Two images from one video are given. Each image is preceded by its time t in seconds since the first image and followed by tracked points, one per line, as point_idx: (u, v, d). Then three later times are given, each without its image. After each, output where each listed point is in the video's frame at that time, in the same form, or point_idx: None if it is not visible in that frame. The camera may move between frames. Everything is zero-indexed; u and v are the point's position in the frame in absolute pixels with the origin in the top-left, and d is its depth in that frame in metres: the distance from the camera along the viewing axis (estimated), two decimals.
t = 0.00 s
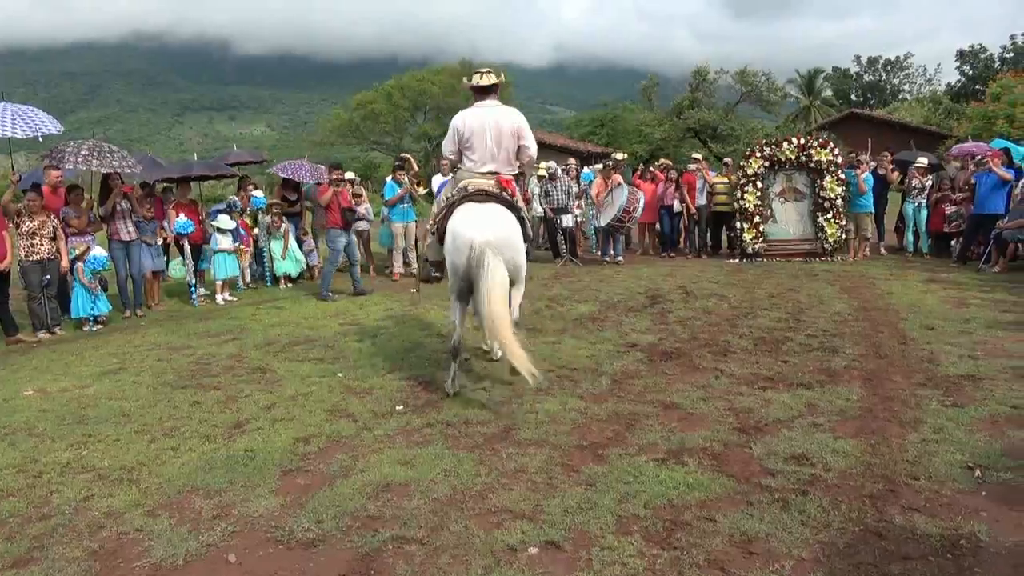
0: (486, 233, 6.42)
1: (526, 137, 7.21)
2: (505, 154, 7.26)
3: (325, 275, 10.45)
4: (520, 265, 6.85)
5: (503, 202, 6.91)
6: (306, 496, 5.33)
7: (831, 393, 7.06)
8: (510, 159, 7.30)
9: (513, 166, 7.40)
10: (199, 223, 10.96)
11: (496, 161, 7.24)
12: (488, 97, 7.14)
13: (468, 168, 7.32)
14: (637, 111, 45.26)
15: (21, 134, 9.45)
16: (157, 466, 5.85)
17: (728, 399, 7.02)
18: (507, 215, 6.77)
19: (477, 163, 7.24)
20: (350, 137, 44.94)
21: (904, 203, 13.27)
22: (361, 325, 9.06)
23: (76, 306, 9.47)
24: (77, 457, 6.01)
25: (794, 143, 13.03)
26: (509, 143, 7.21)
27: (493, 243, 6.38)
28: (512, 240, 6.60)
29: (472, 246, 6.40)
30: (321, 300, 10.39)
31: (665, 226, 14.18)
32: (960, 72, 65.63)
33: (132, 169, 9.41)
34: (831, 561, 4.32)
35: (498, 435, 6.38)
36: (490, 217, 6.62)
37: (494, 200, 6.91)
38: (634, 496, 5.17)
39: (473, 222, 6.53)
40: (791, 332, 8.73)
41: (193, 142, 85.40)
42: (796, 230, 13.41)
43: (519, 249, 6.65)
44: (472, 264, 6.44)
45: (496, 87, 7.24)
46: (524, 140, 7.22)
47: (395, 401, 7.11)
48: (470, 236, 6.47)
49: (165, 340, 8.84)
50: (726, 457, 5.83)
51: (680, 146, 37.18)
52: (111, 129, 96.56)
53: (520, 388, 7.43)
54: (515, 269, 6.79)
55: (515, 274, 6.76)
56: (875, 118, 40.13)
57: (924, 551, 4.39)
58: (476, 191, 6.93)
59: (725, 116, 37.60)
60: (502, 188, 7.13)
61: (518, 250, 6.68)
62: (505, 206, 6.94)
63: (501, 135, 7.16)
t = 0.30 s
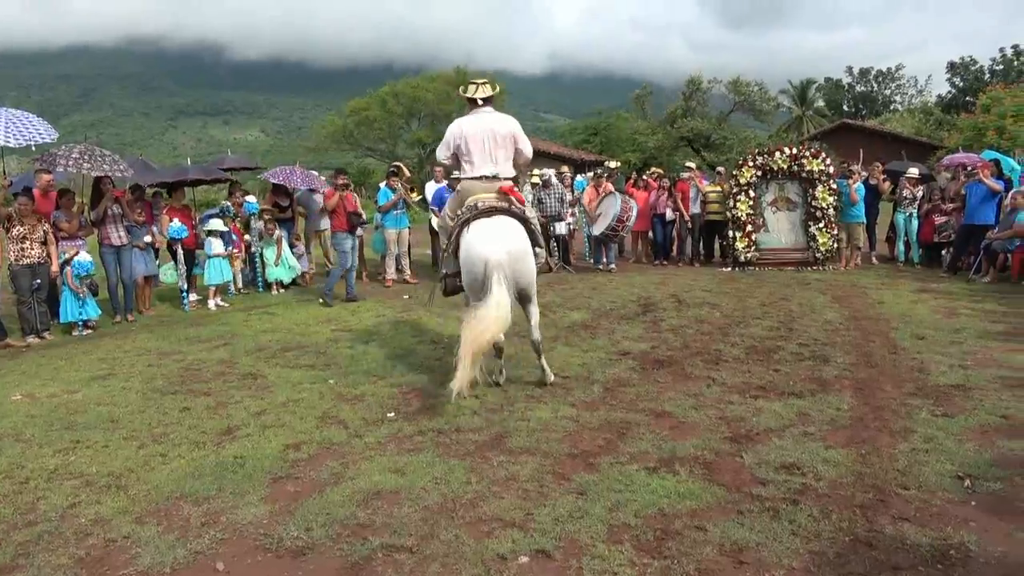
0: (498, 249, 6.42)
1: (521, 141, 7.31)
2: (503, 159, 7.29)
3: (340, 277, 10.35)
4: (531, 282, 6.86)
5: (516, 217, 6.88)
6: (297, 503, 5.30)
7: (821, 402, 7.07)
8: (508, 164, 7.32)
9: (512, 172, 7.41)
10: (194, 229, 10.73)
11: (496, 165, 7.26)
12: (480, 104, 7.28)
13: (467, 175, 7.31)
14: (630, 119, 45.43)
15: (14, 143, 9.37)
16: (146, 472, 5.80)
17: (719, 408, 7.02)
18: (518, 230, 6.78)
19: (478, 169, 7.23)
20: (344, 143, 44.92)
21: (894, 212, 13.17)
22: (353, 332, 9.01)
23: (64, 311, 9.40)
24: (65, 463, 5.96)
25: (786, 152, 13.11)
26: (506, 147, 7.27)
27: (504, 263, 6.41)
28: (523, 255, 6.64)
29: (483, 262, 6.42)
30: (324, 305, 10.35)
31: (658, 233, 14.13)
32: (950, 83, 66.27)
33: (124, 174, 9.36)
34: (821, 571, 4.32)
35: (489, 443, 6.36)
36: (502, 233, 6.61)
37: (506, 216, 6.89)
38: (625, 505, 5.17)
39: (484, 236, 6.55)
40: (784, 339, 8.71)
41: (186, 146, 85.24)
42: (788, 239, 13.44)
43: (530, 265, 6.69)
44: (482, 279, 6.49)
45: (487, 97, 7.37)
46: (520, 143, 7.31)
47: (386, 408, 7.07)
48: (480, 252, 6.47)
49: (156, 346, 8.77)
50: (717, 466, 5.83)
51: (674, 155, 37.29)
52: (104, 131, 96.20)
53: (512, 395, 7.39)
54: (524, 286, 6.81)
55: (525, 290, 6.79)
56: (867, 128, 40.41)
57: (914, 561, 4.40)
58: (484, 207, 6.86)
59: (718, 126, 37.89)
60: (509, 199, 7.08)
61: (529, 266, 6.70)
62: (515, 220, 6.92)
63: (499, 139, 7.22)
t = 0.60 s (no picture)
0: (495, 232, 6.06)
1: (504, 138, 6.84)
2: (484, 156, 6.90)
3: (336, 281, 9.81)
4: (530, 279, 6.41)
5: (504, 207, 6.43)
6: (273, 524, 4.85)
7: (832, 416, 6.62)
8: (490, 161, 6.94)
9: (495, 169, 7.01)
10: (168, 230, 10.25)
11: (475, 163, 6.90)
12: (464, 97, 6.88)
13: (448, 169, 7.00)
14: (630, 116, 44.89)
15: None
16: (112, 491, 5.35)
17: (725, 422, 6.57)
18: (512, 218, 6.38)
19: (456, 165, 6.91)
20: (329, 140, 44.09)
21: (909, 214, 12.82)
22: (337, 340, 8.53)
23: (24, 317, 8.83)
24: (23, 482, 5.49)
25: (795, 151, 12.56)
26: (487, 144, 6.86)
27: (500, 250, 6.01)
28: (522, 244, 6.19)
29: (481, 246, 6.05)
30: (330, 305, 9.92)
31: (659, 236, 13.49)
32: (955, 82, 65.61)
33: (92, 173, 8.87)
34: None
35: (480, 460, 5.89)
36: (499, 222, 6.20)
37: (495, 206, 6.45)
38: (624, 525, 4.73)
39: (475, 222, 6.20)
40: (792, 349, 8.25)
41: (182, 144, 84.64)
42: (796, 243, 12.89)
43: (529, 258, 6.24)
44: (480, 265, 6.13)
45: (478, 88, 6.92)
46: (502, 140, 6.85)
47: (370, 422, 6.58)
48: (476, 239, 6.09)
49: (125, 356, 8.20)
50: (722, 485, 5.39)
51: (676, 153, 36.67)
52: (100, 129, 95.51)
53: (504, 407, 6.89)
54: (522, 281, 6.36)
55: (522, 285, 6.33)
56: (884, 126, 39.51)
57: None
58: (470, 198, 6.45)
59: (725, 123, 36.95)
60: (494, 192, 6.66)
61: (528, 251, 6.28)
62: (507, 211, 6.45)
63: (479, 135, 6.82)
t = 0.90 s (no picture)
0: (469, 246, 5.51)
1: (504, 131, 6.20)
2: (480, 151, 6.26)
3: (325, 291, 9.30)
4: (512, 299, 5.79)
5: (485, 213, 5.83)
6: (241, 558, 4.30)
7: (853, 438, 6.03)
8: (487, 157, 6.29)
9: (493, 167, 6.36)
10: (127, 234, 9.39)
11: (470, 158, 6.26)
12: (462, 88, 6.30)
13: (442, 165, 6.36)
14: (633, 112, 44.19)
15: None
16: (63, 523, 4.77)
17: (737, 445, 5.97)
18: (496, 230, 5.79)
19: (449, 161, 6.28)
20: (304, 135, 41.16)
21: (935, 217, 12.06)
22: (315, 354, 7.94)
23: None
24: None
25: (812, 150, 11.79)
26: (484, 137, 6.22)
27: (471, 266, 5.47)
28: (500, 260, 5.59)
29: (451, 260, 5.53)
30: (308, 316, 9.39)
31: (665, 241, 12.74)
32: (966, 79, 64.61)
33: (45, 170, 8.19)
34: None
35: (470, 486, 5.28)
36: (478, 233, 5.64)
37: (475, 212, 5.85)
38: (626, 559, 4.21)
39: (453, 231, 5.66)
40: (809, 365, 7.62)
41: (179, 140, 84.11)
42: (814, 249, 12.05)
43: (508, 278, 5.63)
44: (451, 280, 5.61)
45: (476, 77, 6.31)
46: (501, 134, 6.20)
47: (350, 445, 5.96)
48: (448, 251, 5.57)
49: (81, 373, 7.52)
50: (733, 512, 4.83)
51: (682, 151, 35.95)
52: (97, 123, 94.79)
53: (496, 429, 6.27)
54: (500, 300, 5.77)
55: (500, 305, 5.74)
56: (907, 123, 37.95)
57: None
58: (450, 205, 5.90)
59: (737, 118, 35.93)
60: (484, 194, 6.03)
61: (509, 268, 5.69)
62: (489, 218, 5.86)
63: (475, 128, 6.20)
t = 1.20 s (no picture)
0: (456, 259, 5.09)
1: (511, 148, 5.73)
2: (486, 169, 5.76)
3: (307, 304, 8.75)
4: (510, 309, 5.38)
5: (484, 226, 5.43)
6: None
7: (876, 462, 5.46)
8: (493, 175, 5.80)
9: (500, 186, 5.87)
10: (87, 244, 8.80)
11: (475, 176, 5.75)
12: (464, 99, 5.80)
13: (443, 184, 5.85)
14: (636, 110, 43.61)
15: None
16: (5, 563, 4.27)
17: (750, 470, 5.40)
18: (489, 238, 5.38)
19: (452, 179, 5.77)
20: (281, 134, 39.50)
21: (963, 224, 11.43)
22: (289, 374, 7.44)
23: None
24: None
25: (829, 151, 11.24)
26: (490, 153, 5.74)
27: (458, 282, 5.04)
28: (491, 270, 5.18)
29: (435, 274, 5.11)
30: (289, 333, 8.85)
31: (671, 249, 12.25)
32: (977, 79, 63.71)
33: None
34: None
35: (460, 517, 4.72)
36: (465, 244, 5.22)
37: (475, 223, 5.45)
38: None
39: (441, 245, 5.24)
40: (826, 385, 7.08)
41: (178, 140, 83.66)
42: (834, 258, 11.46)
43: (500, 287, 5.22)
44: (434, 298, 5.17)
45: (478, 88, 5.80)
46: (508, 150, 5.73)
47: (329, 474, 5.39)
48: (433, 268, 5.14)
49: (37, 395, 6.97)
50: (745, 543, 4.35)
51: (692, 153, 35.70)
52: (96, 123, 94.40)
53: (489, 455, 5.69)
54: (497, 313, 5.37)
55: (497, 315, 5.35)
56: (927, 124, 36.27)
57: None
58: (450, 211, 5.49)
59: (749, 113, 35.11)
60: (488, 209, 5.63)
61: (500, 285, 5.24)
62: (485, 232, 5.41)
63: (481, 143, 5.70)
